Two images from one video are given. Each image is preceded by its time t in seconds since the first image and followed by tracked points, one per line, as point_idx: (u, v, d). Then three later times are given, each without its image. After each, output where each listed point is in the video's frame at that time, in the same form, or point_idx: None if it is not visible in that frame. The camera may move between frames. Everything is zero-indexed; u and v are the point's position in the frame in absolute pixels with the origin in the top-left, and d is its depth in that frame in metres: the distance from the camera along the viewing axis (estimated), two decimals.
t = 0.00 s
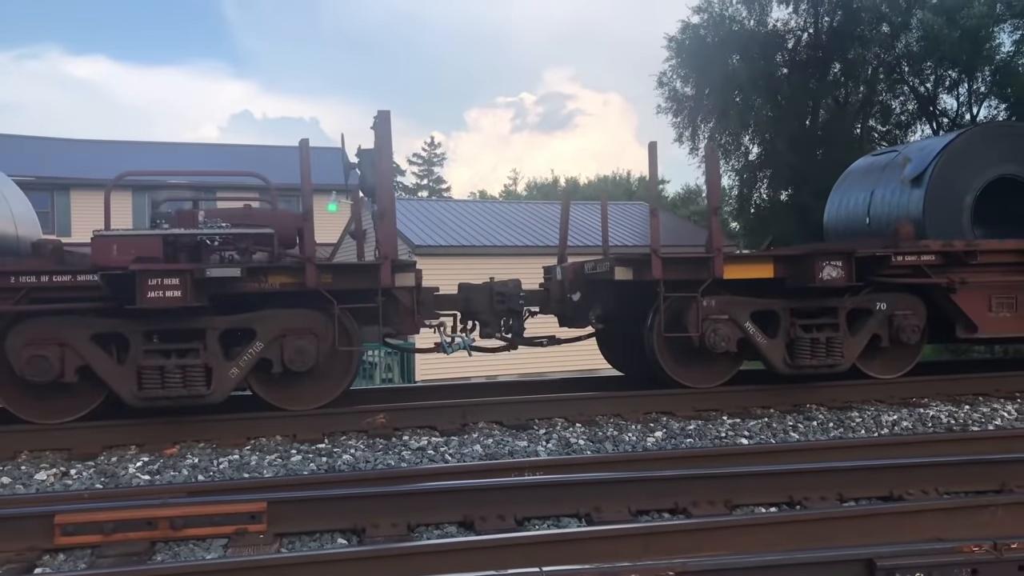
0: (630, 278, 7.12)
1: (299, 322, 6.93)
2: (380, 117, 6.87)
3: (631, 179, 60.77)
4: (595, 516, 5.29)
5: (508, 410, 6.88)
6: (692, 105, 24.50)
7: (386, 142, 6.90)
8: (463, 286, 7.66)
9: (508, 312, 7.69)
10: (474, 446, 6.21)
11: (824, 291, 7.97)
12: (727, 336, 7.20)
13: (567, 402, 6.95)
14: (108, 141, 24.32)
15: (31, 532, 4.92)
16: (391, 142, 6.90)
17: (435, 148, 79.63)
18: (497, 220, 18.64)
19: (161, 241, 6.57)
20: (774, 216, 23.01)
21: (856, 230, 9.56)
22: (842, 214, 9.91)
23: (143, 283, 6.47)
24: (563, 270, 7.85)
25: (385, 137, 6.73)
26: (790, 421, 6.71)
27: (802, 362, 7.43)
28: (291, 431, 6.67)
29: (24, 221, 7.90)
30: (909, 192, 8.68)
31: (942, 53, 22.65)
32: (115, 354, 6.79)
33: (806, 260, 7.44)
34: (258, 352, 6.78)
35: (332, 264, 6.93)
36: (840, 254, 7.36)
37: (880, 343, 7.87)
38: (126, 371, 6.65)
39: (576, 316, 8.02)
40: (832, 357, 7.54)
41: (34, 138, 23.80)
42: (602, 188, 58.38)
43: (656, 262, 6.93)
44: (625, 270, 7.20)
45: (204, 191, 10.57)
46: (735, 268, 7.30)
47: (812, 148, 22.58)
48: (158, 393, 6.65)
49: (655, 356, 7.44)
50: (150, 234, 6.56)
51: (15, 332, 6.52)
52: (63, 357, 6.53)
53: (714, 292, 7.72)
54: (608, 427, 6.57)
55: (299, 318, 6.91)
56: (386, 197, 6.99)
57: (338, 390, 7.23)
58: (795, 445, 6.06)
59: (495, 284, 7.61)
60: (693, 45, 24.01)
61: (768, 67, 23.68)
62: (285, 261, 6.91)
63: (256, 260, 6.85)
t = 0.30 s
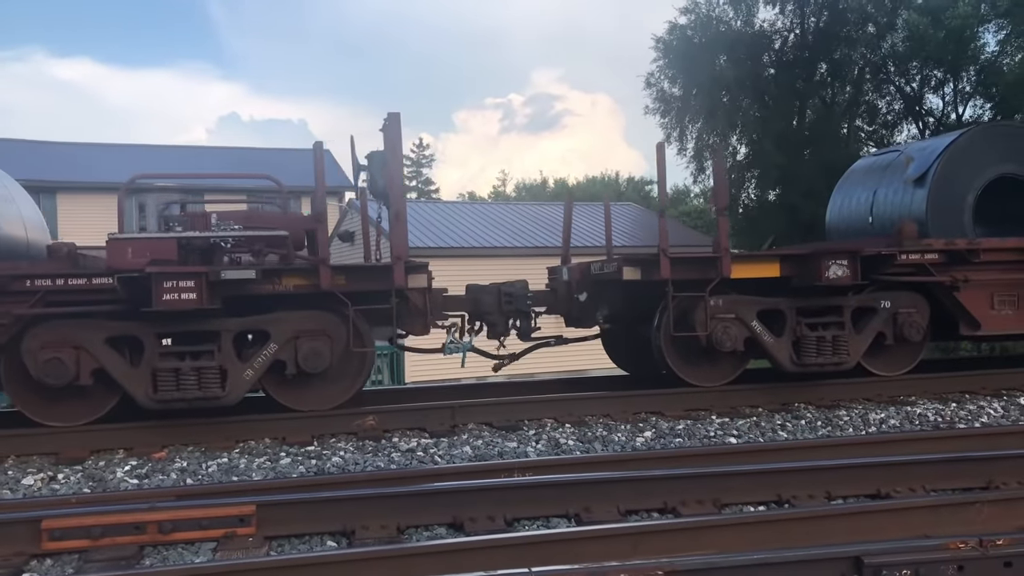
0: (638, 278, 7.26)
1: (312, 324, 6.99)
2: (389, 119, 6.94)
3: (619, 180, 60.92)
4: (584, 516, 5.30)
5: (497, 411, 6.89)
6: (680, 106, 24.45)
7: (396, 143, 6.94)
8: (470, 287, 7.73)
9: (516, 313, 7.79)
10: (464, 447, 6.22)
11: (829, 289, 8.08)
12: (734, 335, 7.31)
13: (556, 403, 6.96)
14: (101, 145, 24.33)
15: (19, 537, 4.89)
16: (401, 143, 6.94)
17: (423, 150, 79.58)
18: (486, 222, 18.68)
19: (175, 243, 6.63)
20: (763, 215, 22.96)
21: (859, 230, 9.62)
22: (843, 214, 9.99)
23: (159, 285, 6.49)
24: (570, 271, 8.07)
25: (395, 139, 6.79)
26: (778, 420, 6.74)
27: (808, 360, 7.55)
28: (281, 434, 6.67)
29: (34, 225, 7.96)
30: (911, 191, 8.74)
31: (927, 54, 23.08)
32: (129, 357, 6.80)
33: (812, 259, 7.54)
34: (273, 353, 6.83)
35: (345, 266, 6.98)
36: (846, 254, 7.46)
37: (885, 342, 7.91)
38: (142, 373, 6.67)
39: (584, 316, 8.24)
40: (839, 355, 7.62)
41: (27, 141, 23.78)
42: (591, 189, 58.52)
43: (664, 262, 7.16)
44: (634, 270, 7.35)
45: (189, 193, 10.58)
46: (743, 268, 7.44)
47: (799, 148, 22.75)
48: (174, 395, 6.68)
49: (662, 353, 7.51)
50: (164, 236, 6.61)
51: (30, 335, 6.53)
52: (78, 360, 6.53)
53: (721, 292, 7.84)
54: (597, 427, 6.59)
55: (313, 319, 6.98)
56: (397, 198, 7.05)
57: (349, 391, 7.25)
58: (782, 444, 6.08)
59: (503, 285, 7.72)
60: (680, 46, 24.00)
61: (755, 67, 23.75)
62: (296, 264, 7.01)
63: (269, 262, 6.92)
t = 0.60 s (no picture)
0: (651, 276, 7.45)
1: (329, 325, 7.05)
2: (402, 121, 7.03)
3: (615, 179, 60.98)
4: (579, 516, 5.31)
5: (494, 411, 6.91)
6: (674, 105, 24.60)
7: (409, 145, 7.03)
8: (483, 287, 7.83)
9: (527, 313, 7.88)
10: (460, 447, 6.23)
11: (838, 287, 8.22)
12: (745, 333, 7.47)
13: (552, 403, 6.98)
14: (103, 147, 24.35)
15: (16, 540, 4.90)
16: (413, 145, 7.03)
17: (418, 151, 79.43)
18: (482, 222, 18.72)
19: (192, 245, 6.75)
20: (758, 215, 23.05)
21: (865, 228, 9.67)
22: (849, 212, 10.05)
23: (177, 288, 6.57)
24: (580, 271, 8.31)
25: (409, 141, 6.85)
26: (773, 418, 6.76)
27: (819, 357, 7.65)
28: (277, 436, 6.67)
29: (49, 229, 8.05)
30: (919, 189, 8.81)
31: (920, 51, 22.78)
32: (147, 359, 6.86)
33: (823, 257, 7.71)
34: (291, 354, 6.88)
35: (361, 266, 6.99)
36: (855, 253, 7.66)
37: (894, 339, 8.05)
38: (160, 374, 6.73)
39: (595, 316, 8.50)
40: (850, 352, 7.77)
41: (30, 144, 23.81)
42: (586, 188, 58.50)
43: (676, 261, 7.33)
44: (647, 269, 7.53)
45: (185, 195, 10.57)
46: (756, 265, 7.60)
47: (793, 147, 22.70)
48: (192, 396, 6.73)
49: (675, 352, 7.70)
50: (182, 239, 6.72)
51: (50, 336, 6.59)
52: (96, 361, 6.59)
53: (732, 290, 7.99)
54: (593, 426, 6.60)
55: (330, 320, 7.04)
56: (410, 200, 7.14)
57: (366, 390, 7.30)
58: (776, 442, 6.10)
59: (515, 285, 7.82)
60: (674, 45, 24.05)
61: (749, 66, 23.69)
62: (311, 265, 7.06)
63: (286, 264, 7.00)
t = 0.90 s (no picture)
0: (659, 277, 7.74)
1: (342, 326, 7.07)
2: (411, 125, 7.13)
3: (605, 182, 61.17)
4: (568, 518, 5.31)
5: (484, 413, 6.92)
6: (664, 109, 24.68)
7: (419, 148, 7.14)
8: (491, 289, 7.95)
9: (536, 314, 8.05)
10: (450, 450, 6.22)
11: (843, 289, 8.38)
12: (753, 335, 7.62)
13: (542, 406, 6.99)
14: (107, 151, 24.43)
15: (5, 544, 4.87)
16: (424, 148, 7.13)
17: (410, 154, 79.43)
18: (474, 224, 18.75)
19: (209, 248, 6.83)
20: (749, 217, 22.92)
21: (869, 232, 9.82)
22: (854, 215, 10.20)
23: (193, 290, 6.61)
24: (588, 273, 8.65)
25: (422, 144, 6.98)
26: (763, 420, 6.78)
27: (825, 357, 7.80)
28: (266, 439, 6.67)
29: (60, 232, 8.05)
30: (922, 191, 8.92)
31: (909, 55, 23.57)
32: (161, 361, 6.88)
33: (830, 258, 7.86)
34: (305, 355, 6.92)
35: (375, 267, 7.05)
36: (861, 254, 7.78)
37: (899, 340, 8.20)
38: (174, 377, 6.75)
39: (602, 317, 8.82)
40: (855, 353, 7.93)
41: (36, 148, 23.93)
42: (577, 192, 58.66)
43: (686, 263, 7.47)
44: (655, 270, 7.81)
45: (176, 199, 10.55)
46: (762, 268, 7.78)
47: (783, 151, 22.85)
48: (207, 398, 6.76)
49: (682, 353, 7.89)
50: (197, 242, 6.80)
51: (64, 339, 6.60)
52: (111, 363, 6.61)
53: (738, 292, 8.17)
54: (583, 429, 6.62)
55: (344, 321, 7.07)
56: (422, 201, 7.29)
57: (379, 391, 7.34)
58: (765, 444, 6.12)
59: (524, 286, 8.00)
60: (663, 48, 24.09)
61: (739, 70, 23.70)
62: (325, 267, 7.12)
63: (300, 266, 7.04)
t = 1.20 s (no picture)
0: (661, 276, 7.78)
1: (346, 325, 7.10)
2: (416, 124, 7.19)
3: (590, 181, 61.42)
4: (553, 516, 5.32)
5: (470, 413, 6.92)
6: (651, 109, 24.73)
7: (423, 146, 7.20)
8: (491, 289, 8.00)
9: (537, 313, 8.09)
10: (435, 449, 6.22)
11: (842, 289, 8.51)
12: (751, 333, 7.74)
13: (527, 405, 7.00)
14: (103, 150, 24.39)
15: None
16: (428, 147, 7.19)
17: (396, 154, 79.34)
18: (459, 224, 18.72)
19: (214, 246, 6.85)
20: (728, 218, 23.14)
21: (864, 231, 10.02)
22: (849, 215, 10.39)
23: (198, 288, 6.63)
24: (590, 273, 8.69)
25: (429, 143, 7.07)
26: (746, 419, 6.81)
27: (824, 356, 7.92)
28: (250, 438, 6.66)
29: (62, 231, 8.01)
30: (917, 192, 9.09)
31: (893, 57, 23.90)
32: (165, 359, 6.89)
33: (829, 257, 8.02)
34: (309, 354, 6.94)
35: (380, 266, 7.10)
36: (860, 254, 7.93)
37: (896, 339, 8.36)
38: (179, 374, 6.75)
39: (603, 316, 8.86)
40: (853, 352, 8.07)
41: (32, 147, 23.92)
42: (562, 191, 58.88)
43: (687, 262, 7.59)
44: (657, 269, 7.85)
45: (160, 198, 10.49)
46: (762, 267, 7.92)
47: (768, 151, 22.94)
48: (212, 396, 6.76)
49: (682, 351, 7.99)
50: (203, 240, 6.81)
51: (69, 336, 6.59)
52: (116, 361, 6.61)
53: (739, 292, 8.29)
54: (568, 428, 6.63)
55: (348, 320, 7.10)
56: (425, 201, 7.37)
57: (381, 390, 7.37)
58: (749, 443, 6.15)
59: (525, 286, 8.04)
60: (650, 49, 24.21)
61: (724, 70, 23.79)
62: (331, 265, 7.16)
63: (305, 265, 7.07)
